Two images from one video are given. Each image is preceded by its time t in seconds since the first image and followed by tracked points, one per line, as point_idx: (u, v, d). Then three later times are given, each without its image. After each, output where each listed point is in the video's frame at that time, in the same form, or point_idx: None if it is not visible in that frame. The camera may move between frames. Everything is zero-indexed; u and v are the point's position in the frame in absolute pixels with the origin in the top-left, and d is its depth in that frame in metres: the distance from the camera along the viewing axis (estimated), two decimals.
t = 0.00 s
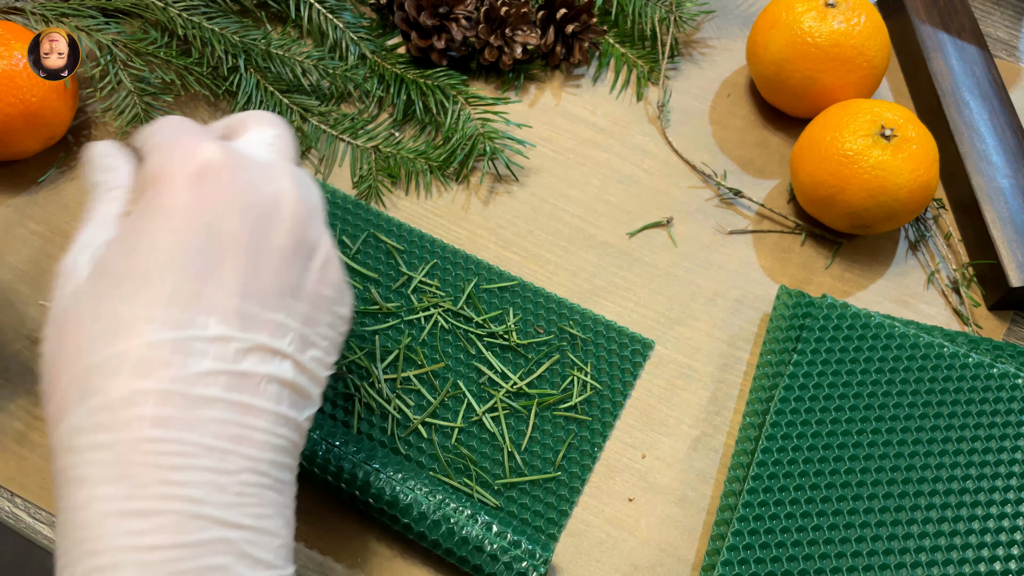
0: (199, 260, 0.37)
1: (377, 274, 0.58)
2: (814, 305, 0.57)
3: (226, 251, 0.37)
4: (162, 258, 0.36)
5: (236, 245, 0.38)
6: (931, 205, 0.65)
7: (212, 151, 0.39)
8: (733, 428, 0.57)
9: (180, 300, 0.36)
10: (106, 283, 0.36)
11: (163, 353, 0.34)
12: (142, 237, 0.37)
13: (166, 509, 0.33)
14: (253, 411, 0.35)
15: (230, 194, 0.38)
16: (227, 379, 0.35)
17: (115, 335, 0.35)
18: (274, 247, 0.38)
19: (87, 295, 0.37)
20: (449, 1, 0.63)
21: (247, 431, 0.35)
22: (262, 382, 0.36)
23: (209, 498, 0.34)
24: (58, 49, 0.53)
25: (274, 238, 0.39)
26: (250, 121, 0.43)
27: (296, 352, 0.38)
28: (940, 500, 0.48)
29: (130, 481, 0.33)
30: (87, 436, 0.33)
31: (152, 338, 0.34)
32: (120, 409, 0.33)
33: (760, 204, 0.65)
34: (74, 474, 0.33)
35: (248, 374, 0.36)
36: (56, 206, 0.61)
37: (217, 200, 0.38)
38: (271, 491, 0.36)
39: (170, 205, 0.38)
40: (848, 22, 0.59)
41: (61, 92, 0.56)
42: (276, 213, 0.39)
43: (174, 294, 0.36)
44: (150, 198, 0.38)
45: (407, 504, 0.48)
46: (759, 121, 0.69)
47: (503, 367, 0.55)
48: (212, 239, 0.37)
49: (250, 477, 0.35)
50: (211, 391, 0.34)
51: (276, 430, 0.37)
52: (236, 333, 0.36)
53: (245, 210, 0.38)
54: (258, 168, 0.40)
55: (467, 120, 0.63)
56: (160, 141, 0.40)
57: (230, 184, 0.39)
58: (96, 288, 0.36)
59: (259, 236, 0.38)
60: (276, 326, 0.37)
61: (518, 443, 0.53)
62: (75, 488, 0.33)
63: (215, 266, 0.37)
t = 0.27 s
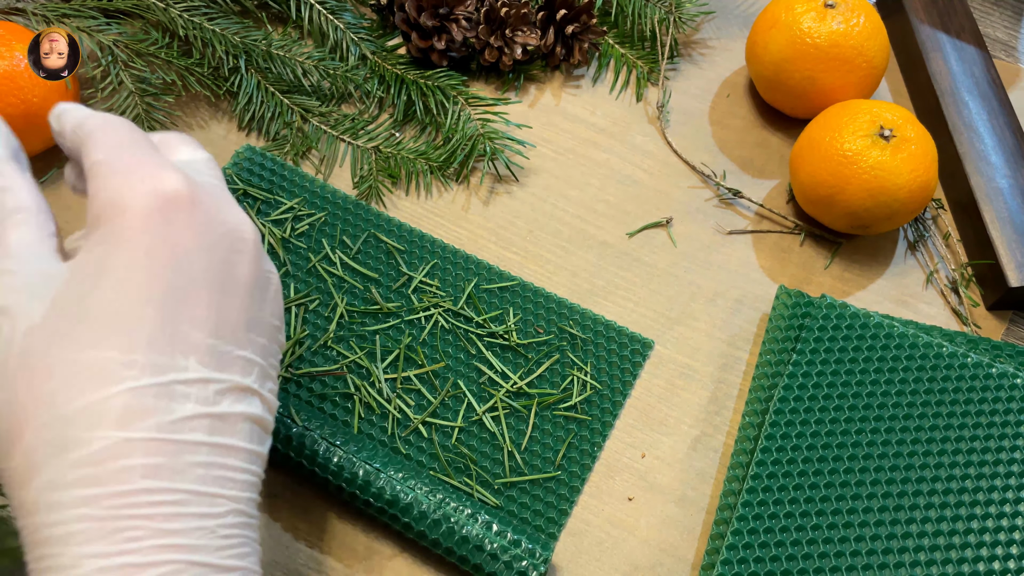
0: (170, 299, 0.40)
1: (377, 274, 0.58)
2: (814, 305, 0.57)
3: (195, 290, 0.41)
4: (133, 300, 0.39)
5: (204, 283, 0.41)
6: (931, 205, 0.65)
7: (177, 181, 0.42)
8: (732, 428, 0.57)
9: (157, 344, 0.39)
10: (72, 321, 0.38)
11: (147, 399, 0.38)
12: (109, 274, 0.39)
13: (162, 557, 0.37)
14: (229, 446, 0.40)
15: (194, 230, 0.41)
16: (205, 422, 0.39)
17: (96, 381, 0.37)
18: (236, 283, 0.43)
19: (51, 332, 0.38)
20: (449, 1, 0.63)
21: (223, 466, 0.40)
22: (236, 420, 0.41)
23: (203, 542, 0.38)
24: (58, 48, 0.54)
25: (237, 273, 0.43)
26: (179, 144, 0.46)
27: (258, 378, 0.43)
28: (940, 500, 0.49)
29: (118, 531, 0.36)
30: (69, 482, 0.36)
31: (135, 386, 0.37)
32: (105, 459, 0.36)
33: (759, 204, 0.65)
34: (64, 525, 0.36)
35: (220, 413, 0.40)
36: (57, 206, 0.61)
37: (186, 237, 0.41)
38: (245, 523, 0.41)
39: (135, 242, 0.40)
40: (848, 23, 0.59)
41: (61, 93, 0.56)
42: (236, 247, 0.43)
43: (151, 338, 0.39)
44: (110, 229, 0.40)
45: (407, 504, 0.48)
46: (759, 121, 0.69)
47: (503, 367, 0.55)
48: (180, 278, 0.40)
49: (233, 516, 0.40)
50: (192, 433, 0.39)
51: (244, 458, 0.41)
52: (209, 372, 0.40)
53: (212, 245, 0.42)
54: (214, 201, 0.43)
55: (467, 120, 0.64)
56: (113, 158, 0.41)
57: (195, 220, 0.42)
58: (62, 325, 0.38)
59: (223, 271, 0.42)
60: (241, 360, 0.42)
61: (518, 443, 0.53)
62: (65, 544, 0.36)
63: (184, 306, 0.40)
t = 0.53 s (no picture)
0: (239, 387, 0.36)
1: (377, 274, 0.58)
2: (814, 305, 0.57)
3: (263, 375, 0.37)
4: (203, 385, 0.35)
5: (274, 368, 0.38)
6: (931, 204, 0.65)
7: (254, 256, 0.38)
8: (733, 428, 0.57)
9: (224, 436, 0.35)
10: (130, 401, 0.35)
11: (211, 495, 0.34)
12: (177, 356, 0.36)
13: None
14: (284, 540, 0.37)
15: (268, 311, 0.38)
16: (264, 514, 0.36)
17: (157, 472, 0.34)
18: (303, 365, 0.39)
19: (110, 415, 0.35)
20: (449, 1, 0.63)
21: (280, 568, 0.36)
22: (291, 513, 0.38)
23: None
24: (58, 48, 0.53)
25: (306, 357, 0.40)
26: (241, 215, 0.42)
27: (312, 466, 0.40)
28: (939, 500, 0.49)
29: None
30: None
31: (201, 480, 0.34)
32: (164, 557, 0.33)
33: (759, 204, 0.65)
34: None
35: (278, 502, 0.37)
36: (56, 206, 0.61)
37: (259, 319, 0.38)
38: None
39: (208, 323, 0.36)
40: (848, 23, 0.59)
41: (61, 93, 0.57)
42: (307, 328, 0.40)
43: (219, 427, 0.35)
44: (173, 301, 0.36)
45: (407, 504, 0.48)
46: (759, 122, 0.69)
47: (503, 367, 0.55)
48: (251, 361, 0.37)
49: None
50: (251, 530, 0.35)
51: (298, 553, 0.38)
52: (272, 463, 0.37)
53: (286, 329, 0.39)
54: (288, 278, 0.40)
55: (467, 120, 0.64)
56: (188, 224, 0.38)
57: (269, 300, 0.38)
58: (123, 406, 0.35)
59: (294, 354, 0.39)
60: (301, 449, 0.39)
61: (518, 443, 0.53)
62: None
63: (251, 390, 0.37)
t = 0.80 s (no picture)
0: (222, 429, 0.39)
1: (377, 274, 0.58)
2: (813, 305, 0.57)
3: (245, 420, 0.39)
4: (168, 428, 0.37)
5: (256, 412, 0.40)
6: (931, 204, 0.65)
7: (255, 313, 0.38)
8: (732, 428, 0.57)
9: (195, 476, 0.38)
10: (122, 426, 0.37)
11: (169, 527, 0.37)
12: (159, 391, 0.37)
13: None
14: (227, 566, 0.41)
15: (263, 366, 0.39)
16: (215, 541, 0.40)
17: (126, 497, 0.36)
18: (283, 413, 0.41)
19: (99, 430, 0.37)
20: (449, 1, 0.63)
21: None
22: (238, 540, 0.41)
23: None
24: (59, 49, 0.51)
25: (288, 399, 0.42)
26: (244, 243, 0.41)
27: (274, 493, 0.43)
28: (940, 500, 0.49)
29: None
30: None
31: (162, 515, 0.37)
32: None
33: (759, 204, 0.65)
34: None
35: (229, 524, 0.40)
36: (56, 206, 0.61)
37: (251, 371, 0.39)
38: None
39: (204, 372, 0.37)
40: (848, 23, 0.59)
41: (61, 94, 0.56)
42: (296, 385, 0.41)
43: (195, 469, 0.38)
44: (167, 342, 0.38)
45: (407, 504, 0.48)
46: (759, 121, 0.69)
47: (503, 367, 0.55)
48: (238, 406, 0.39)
49: None
50: (197, 559, 0.39)
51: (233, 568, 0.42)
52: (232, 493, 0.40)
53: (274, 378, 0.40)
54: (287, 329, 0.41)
55: (467, 120, 0.64)
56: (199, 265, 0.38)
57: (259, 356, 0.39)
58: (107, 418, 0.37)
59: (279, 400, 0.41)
60: (262, 484, 0.42)
61: (518, 443, 0.53)
62: None
63: (232, 431, 0.39)
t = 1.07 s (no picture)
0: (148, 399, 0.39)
1: (377, 274, 0.58)
2: (814, 305, 0.57)
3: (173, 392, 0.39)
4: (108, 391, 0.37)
5: (185, 388, 0.40)
6: (931, 205, 0.65)
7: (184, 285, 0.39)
8: (732, 428, 0.57)
9: (117, 438, 0.38)
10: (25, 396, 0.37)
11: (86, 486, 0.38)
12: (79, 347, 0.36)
13: None
14: (178, 522, 0.41)
15: (192, 341, 0.40)
16: (159, 499, 0.39)
17: (52, 451, 0.37)
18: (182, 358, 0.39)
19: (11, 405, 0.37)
20: (449, 1, 0.63)
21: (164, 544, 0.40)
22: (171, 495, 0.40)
23: None
24: (58, 48, 0.54)
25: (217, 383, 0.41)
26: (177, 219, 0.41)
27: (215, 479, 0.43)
28: (940, 500, 0.49)
29: None
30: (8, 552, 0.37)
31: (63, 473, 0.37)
32: (58, 514, 0.37)
33: (759, 204, 0.65)
34: None
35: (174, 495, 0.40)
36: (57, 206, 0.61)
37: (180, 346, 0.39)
38: None
39: (81, 314, 0.36)
40: (848, 23, 0.59)
41: (62, 93, 0.56)
42: (184, 326, 0.39)
43: (117, 432, 0.38)
44: (89, 298, 0.36)
45: (407, 504, 0.48)
46: (759, 121, 0.69)
47: (503, 367, 0.55)
48: (168, 377, 0.39)
49: None
50: (136, 516, 0.39)
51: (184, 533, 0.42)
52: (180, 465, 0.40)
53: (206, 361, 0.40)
54: (217, 311, 0.41)
55: (467, 120, 0.64)
56: (128, 230, 0.38)
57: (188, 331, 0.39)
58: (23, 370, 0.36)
59: (206, 381, 0.41)
60: (183, 438, 0.40)
61: (518, 443, 0.53)
62: None
63: (159, 401, 0.39)
